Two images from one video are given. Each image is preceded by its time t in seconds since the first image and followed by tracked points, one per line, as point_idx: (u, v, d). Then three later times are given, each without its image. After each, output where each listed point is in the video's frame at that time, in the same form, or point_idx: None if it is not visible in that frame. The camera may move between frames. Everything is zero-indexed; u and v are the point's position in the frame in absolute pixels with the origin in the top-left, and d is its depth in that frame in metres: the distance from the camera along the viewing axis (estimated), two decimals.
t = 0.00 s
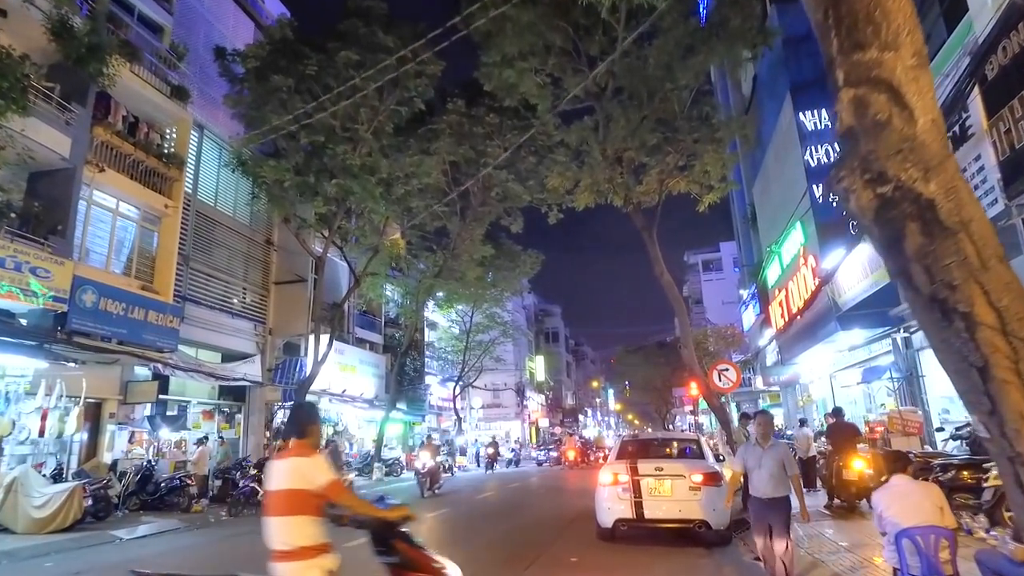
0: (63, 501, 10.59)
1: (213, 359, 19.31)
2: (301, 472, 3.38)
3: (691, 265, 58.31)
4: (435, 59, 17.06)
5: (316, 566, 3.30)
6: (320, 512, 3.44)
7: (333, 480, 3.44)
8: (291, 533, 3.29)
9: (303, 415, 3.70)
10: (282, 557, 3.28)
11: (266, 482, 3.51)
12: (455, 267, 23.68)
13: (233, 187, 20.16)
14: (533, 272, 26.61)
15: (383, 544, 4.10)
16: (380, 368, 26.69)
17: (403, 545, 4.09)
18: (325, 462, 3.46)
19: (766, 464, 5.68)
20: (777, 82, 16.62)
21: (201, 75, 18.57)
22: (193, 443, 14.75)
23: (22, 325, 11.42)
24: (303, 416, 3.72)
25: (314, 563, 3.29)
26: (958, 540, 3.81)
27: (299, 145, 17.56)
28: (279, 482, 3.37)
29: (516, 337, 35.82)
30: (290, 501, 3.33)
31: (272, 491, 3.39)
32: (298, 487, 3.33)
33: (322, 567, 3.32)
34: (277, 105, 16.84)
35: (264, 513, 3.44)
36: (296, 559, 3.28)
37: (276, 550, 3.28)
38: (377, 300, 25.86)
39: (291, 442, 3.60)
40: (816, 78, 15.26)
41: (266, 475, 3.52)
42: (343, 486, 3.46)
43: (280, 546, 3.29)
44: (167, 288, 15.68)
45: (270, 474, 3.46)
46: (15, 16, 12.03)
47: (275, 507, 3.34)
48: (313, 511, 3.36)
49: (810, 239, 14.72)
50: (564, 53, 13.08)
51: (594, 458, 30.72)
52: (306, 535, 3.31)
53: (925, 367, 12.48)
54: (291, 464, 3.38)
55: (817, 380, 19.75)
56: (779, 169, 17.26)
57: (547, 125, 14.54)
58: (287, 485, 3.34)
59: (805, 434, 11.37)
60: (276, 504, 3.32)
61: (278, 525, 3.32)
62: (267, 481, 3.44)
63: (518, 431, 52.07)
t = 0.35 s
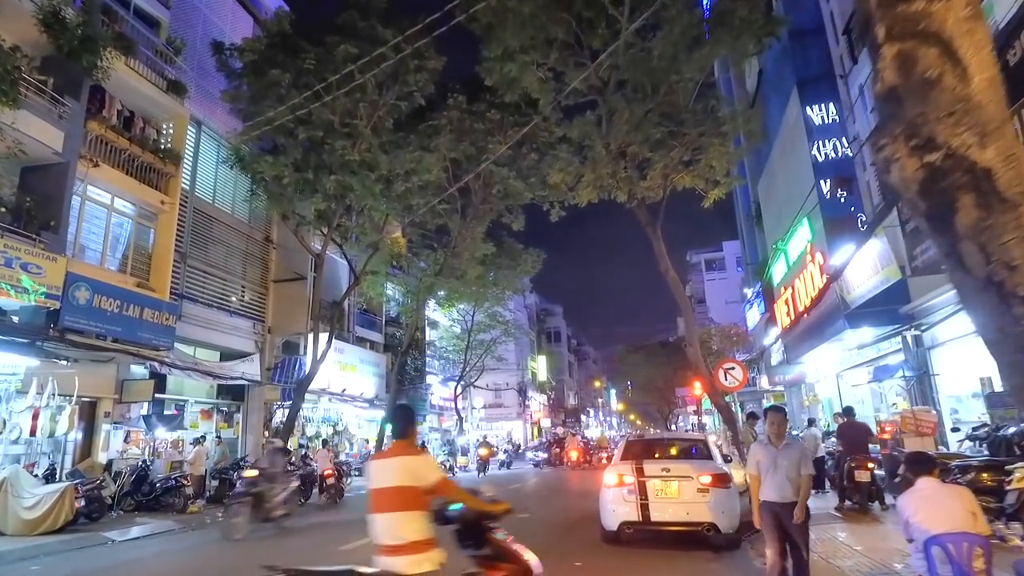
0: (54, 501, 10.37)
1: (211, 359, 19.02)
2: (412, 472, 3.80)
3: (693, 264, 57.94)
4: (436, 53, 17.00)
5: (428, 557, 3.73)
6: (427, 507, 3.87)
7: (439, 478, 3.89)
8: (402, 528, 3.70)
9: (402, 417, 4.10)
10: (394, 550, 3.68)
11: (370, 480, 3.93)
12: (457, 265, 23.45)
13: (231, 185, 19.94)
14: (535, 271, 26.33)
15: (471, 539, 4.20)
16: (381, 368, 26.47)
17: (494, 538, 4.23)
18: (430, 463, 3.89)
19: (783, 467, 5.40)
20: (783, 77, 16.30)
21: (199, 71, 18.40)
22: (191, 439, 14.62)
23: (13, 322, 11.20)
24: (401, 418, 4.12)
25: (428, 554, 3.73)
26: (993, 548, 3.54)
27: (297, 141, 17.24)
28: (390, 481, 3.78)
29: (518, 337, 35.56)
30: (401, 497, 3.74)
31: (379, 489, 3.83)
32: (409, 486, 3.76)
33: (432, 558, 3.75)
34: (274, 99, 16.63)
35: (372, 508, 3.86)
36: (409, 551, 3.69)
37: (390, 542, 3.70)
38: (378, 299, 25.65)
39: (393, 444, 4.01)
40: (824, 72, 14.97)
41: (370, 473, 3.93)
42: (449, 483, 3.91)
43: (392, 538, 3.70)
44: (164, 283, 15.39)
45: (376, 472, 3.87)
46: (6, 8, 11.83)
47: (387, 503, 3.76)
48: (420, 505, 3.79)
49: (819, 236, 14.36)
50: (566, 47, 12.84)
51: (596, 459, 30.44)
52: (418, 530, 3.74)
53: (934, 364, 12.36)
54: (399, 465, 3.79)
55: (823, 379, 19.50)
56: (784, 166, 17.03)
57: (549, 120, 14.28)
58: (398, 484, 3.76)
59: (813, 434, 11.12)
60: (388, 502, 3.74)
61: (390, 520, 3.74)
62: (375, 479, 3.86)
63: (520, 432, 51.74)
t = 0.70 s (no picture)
0: (41, 504, 10.02)
1: (209, 356, 18.75)
2: (520, 467, 3.55)
3: (696, 264, 57.60)
4: (437, 46, 16.67)
5: (539, 556, 3.44)
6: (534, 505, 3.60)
7: (548, 477, 3.60)
8: (509, 524, 3.44)
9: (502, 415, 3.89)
10: (502, 546, 3.43)
11: (472, 480, 3.71)
12: (458, 262, 23.10)
13: (229, 180, 19.61)
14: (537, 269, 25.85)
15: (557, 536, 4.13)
16: (381, 367, 26.14)
17: (585, 532, 4.10)
18: (537, 459, 3.63)
19: (804, 473, 4.50)
20: (793, 68, 15.93)
21: (196, 64, 18.05)
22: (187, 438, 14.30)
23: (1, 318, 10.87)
24: (500, 415, 3.91)
25: (538, 552, 3.44)
26: None
27: (295, 135, 16.92)
28: (494, 476, 3.54)
29: (520, 336, 35.26)
30: (508, 493, 3.50)
31: (487, 485, 3.55)
32: (516, 481, 3.50)
33: (542, 557, 3.46)
34: (272, 91, 16.27)
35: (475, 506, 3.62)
36: (519, 549, 3.42)
37: (498, 539, 3.44)
38: (378, 297, 25.33)
39: (494, 439, 3.75)
40: (836, 62, 14.60)
41: (471, 473, 3.73)
42: (559, 483, 3.62)
43: (499, 536, 3.44)
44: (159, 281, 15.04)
45: (478, 470, 3.64)
46: None
47: (494, 498, 3.51)
48: (530, 501, 3.52)
49: (830, 231, 14.02)
50: (571, 36, 12.48)
51: (599, 459, 30.12)
52: (528, 526, 3.48)
53: (950, 362, 12.04)
54: (504, 459, 3.56)
55: (831, 378, 19.14)
56: (794, 161, 16.63)
57: (553, 112, 13.93)
58: (503, 478, 3.52)
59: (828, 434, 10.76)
60: (493, 497, 3.49)
61: (497, 516, 3.49)
62: (477, 478, 3.63)
63: (522, 432, 51.47)
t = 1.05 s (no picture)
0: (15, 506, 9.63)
1: (196, 354, 18.39)
2: (584, 463, 3.40)
3: (691, 264, 57.44)
4: (431, 38, 16.36)
5: (603, 554, 3.32)
6: (597, 501, 3.47)
7: (613, 475, 3.44)
8: (572, 519, 3.33)
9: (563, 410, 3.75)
10: (566, 542, 3.33)
11: (532, 475, 3.59)
12: (452, 260, 22.81)
13: (218, 175, 19.25)
14: (532, 267, 25.01)
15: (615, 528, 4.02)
16: (373, 366, 25.81)
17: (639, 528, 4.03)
18: (602, 455, 3.46)
19: (819, 481, 3.65)
20: (792, 62, 15.69)
21: (184, 55, 17.67)
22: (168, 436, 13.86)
23: None
24: (559, 409, 3.76)
25: (603, 550, 3.32)
26: None
27: (285, 128, 16.57)
28: (556, 472, 3.39)
29: (514, 335, 34.98)
30: (570, 488, 3.37)
31: (549, 479, 3.42)
32: (579, 478, 3.36)
33: (606, 554, 3.34)
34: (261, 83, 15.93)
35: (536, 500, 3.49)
36: (582, 545, 3.31)
37: (561, 534, 3.34)
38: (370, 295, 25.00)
39: (557, 433, 3.57)
40: (836, 56, 14.36)
41: (532, 467, 3.60)
42: (625, 482, 3.46)
43: (563, 532, 3.33)
44: (143, 277, 14.66)
45: (539, 465, 3.51)
46: None
47: (555, 494, 3.37)
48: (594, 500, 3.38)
49: (830, 227, 13.76)
50: (567, 27, 12.20)
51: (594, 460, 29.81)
52: (593, 522, 3.36)
53: (954, 359, 11.78)
54: (568, 455, 3.42)
55: (830, 377, 18.89)
56: (793, 157, 16.37)
57: (548, 105, 13.64)
58: (566, 474, 3.38)
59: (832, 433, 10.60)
60: (556, 492, 3.35)
61: (560, 512, 3.36)
62: (538, 473, 3.50)
63: (516, 432, 51.14)
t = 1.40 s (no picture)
0: None
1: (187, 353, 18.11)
2: (642, 468, 3.71)
3: (689, 263, 57.19)
4: (425, 32, 16.09)
5: (664, 553, 3.59)
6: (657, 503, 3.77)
7: (669, 478, 3.73)
8: (635, 519, 3.62)
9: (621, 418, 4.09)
10: (629, 541, 3.60)
11: (596, 479, 3.90)
12: (447, 258, 22.51)
13: (209, 171, 18.95)
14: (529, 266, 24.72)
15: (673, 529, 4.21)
16: (368, 365, 25.50)
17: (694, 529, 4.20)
18: (659, 459, 3.77)
19: (853, 492, 3.01)
20: (792, 57, 15.44)
21: (174, 48, 17.38)
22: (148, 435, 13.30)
23: None
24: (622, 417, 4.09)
25: (663, 549, 3.58)
26: None
27: (276, 123, 16.29)
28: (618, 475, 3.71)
29: (511, 334, 34.67)
30: (631, 490, 3.68)
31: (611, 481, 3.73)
32: (640, 481, 3.67)
33: (666, 553, 3.61)
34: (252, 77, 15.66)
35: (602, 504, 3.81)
36: (643, 544, 3.58)
37: (625, 535, 3.62)
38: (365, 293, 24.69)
39: (618, 439, 3.91)
40: (837, 50, 14.11)
41: (596, 472, 3.92)
42: (681, 486, 3.76)
43: (625, 530, 3.63)
44: (130, 274, 14.33)
45: (602, 469, 3.83)
46: None
47: (619, 495, 3.68)
48: (653, 500, 3.68)
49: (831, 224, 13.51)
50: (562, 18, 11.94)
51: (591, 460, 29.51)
52: (652, 522, 3.65)
53: (960, 359, 11.51)
54: (628, 459, 3.73)
55: (830, 377, 18.65)
56: (793, 155, 16.14)
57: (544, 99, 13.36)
58: (629, 476, 3.68)
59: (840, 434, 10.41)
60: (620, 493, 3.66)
61: (623, 512, 3.67)
62: (601, 477, 3.81)
63: (514, 432, 50.80)
